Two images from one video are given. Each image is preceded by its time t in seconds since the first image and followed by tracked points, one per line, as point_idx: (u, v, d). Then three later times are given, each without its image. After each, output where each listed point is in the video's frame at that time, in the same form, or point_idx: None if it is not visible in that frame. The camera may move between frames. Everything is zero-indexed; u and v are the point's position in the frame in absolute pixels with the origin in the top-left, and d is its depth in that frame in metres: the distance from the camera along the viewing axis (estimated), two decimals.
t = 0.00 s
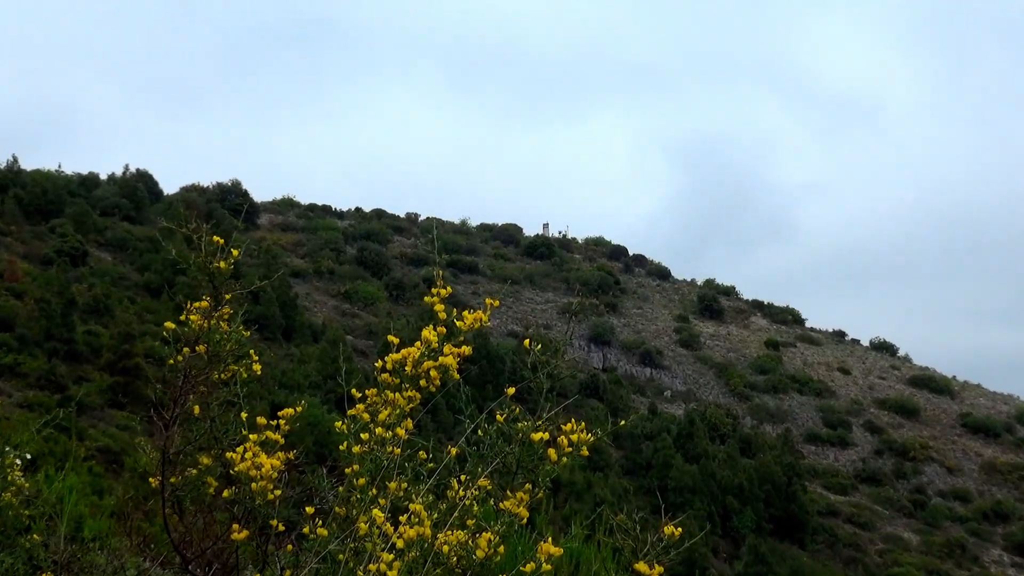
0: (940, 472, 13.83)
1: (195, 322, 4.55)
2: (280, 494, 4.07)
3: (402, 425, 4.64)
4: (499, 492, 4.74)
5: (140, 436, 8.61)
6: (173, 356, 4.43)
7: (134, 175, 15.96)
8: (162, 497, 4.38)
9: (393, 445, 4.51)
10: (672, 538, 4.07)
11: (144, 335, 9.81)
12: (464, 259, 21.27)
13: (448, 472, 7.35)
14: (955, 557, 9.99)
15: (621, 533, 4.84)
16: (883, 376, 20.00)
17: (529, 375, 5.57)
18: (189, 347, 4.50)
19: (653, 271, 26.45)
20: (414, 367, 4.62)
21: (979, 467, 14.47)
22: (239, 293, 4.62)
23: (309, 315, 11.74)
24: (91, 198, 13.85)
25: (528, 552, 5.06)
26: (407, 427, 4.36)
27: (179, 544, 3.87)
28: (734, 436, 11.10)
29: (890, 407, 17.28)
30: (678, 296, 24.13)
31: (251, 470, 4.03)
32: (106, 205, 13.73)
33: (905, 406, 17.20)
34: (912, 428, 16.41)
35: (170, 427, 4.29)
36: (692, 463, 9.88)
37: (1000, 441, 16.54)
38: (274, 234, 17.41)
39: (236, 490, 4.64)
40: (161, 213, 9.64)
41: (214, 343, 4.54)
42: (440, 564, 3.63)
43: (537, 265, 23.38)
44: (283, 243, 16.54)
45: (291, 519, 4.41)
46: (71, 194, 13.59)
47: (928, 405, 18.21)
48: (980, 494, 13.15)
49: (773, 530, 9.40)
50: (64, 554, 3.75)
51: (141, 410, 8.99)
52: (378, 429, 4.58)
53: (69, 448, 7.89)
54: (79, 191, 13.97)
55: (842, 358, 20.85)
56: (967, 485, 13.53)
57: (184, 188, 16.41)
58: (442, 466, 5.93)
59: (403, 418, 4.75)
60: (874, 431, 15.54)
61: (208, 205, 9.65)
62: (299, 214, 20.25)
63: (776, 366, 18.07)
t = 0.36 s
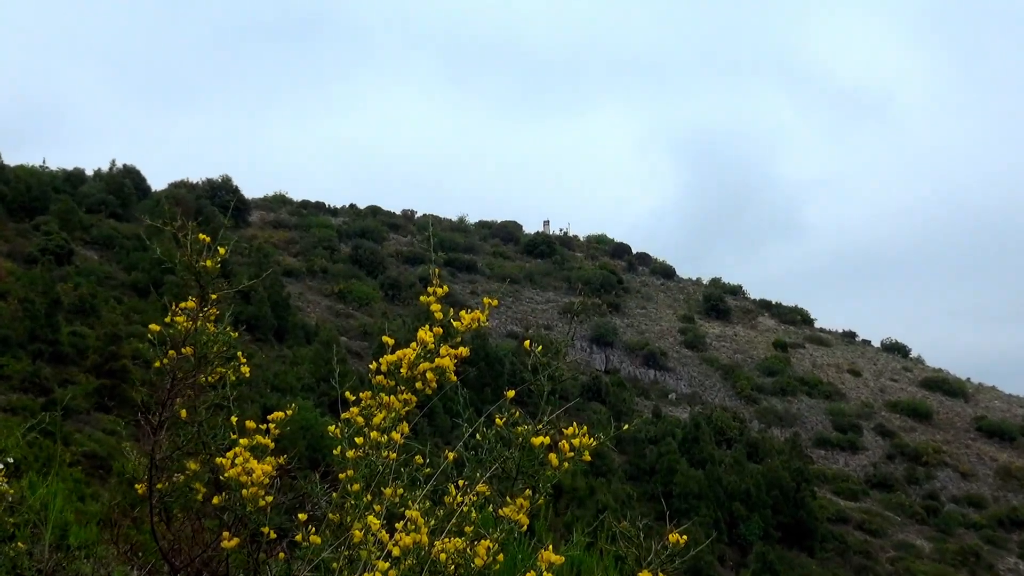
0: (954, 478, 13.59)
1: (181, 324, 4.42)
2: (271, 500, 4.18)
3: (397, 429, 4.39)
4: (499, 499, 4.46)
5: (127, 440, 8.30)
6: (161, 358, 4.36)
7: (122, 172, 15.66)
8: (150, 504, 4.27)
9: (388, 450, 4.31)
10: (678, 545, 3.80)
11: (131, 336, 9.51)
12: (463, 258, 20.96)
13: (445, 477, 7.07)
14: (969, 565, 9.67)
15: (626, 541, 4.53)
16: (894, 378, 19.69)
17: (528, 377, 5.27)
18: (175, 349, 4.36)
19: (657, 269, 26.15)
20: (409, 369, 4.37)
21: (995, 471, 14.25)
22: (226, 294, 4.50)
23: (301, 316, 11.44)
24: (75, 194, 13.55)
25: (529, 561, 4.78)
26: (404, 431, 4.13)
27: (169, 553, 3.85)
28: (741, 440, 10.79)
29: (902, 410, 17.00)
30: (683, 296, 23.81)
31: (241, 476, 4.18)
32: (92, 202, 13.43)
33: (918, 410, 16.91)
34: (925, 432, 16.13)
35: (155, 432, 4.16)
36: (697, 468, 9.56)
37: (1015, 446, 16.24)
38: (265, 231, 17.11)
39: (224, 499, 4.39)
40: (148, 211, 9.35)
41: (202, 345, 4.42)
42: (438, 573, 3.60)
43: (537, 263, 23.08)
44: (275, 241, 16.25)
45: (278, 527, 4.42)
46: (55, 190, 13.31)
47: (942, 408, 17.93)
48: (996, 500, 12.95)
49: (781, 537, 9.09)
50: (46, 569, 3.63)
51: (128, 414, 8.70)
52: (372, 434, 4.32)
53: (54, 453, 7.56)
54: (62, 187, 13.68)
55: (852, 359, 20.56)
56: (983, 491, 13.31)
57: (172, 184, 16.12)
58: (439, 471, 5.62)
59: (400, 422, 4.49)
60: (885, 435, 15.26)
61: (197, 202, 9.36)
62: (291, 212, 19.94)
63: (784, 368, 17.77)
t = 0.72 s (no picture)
0: (968, 485, 13.35)
1: (171, 324, 4.21)
2: (260, 507, 4.02)
3: (392, 434, 4.12)
4: (498, 506, 4.20)
5: (113, 445, 7.98)
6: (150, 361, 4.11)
7: (108, 168, 15.36)
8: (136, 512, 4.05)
9: (383, 456, 4.04)
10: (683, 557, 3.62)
11: (118, 338, 9.20)
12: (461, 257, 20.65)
13: (443, 484, 6.77)
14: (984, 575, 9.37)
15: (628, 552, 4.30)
16: (907, 382, 19.35)
17: (528, 380, 4.97)
18: (164, 351, 4.16)
19: (662, 268, 25.87)
20: (402, 371, 4.04)
21: (1010, 478, 14.01)
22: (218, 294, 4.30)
23: (293, 317, 11.15)
24: (60, 191, 13.25)
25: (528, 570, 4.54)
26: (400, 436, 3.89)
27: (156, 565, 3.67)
28: (747, 446, 10.49)
29: (915, 415, 16.73)
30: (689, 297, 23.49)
31: (230, 483, 3.99)
32: (77, 199, 13.15)
33: (932, 414, 16.62)
34: (938, 437, 15.86)
35: (143, 438, 3.96)
36: (703, 474, 9.26)
37: None
38: (256, 230, 16.81)
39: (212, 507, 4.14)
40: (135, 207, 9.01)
41: (192, 347, 4.22)
42: None
43: (537, 263, 22.78)
44: (266, 240, 15.96)
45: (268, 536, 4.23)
46: (38, 186, 13.03)
47: (956, 413, 17.65)
48: (1011, 509, 12.72)
49: (790, 546, 8.79)
50: None
51: (115, 418, 8.39)
52: (365, 439, 4.06)
53: (37, 460, 7.24)
54: (46, 183, 13.38)
55: (862, 362, 20.27)
56: (998, 498, 13.06)
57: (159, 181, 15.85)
58: (435, 478, 5.34)
59: (394, 426, 4.21)
60: (897, 440, 14.96)
61: (186, 199, 9.04)
62: (282, 209, 19.68)
63: (793, 371, 17.48)
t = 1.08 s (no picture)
0: (983, 492, 13.08)
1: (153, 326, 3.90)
2: (252, 515, 3.72)
3: (386, 439, 3.81)
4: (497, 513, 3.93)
5: (98, 450, 7.66)
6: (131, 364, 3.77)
7: (94, 165, 15.06)
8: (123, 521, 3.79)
9: (378, 461, 3.75)
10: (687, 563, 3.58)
11: (103, 339, 8.90)
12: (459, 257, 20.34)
13: (439, 491, 6.48)
14: None
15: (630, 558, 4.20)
16: (920, 386, 19.04)
17: (527, 383, 4.66)
18: (146, 354, 3.84)
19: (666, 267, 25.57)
20: (394, 374, 3.78)
21: None
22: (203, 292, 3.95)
23: (285, 318, 10.86)
24: (44, 188, 12.95)
25: None
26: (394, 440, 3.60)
27: None
28: (754, 452, 10.19)
29: (929, 419, 16.45)
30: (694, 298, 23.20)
31: (218, 490, 3.70)
32: (61, 196, 12.86)
33: (946, 419, 16.34)
34: (953, 442, 15.57)
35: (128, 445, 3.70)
36: (709, 481, 8.96)
37: None
38: (247, 228, 16.51)
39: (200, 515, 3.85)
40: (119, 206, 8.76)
41: (176, 349, 3.87)
42: None
43: (537, 262, 22.48)
44: (257, 238, 15.67)
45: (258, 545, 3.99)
46: (21, 184, 12.73)
47: (971, 417, 17.35)
48: None
49: (800, 556, 8.49)
50: None
51: (100, 423, 8.08)
52: (358, 445, 3.75)
53: (18, 466, 6.92)
54: (30, 181, 13.08)
55: (873, 365, 19.98)
56: (1016, 506, 12.78)
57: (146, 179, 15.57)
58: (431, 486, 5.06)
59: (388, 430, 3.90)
60: (909, 446, 14.68)
61: (173, 197, 8.78)
62: (273, 207, 19.42)
63: (802, 374, 17.18)
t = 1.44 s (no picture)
0: (1000, 499, 12.79)
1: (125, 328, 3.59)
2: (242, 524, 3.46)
3: (381, 444, 3.54)
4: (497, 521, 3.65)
5: (82, 456, 7.38)
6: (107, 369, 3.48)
7: (79, 161, 14.78)
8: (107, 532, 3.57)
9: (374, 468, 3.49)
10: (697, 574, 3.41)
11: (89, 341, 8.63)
12: (457, 256, 20.03)
13: (436, 498, 6.20)
14: None
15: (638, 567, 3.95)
16: (934, 389, 18.73)
17: (526, 386, 4.37)
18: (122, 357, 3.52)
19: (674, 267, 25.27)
20: (390, 378, 3.45)
21: None
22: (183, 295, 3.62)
23: (276, 319, 10.58)
24: (28, 185, 12.67)
25: None
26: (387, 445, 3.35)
27: None
28: (762, 458, 9.90)
29: (943, 423, 16.18)
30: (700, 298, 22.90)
31: (206, 500, 3.39)
32: (45, 192, 12.58)
33: (960, 423, 16.06)
34: (967, 447, 15.30)
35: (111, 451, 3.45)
36: (716, 488, 8.67)
37: None
38: (237, 225, 16.25)
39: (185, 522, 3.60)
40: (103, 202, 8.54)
41: (153, 350, 3.56)
42: None
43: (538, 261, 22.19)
44: (247, 236, 15.40)
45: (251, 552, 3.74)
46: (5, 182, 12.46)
47: (988, 422, 17.05)
48: None
49: (812, 567, 8.19)
50: None
51: (84, 427, 7.80)
52: (350, 451, 3.48)
53: None
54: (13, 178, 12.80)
55: (886, 368, 19.68)
56: None
57: (131, 177, 15.30)
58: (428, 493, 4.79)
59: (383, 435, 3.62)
60: (923, 451, 14.40)
61: (160, 193, 8.54)
62: (264, 204, 19.17)
63: (811, 377, 16.89)
